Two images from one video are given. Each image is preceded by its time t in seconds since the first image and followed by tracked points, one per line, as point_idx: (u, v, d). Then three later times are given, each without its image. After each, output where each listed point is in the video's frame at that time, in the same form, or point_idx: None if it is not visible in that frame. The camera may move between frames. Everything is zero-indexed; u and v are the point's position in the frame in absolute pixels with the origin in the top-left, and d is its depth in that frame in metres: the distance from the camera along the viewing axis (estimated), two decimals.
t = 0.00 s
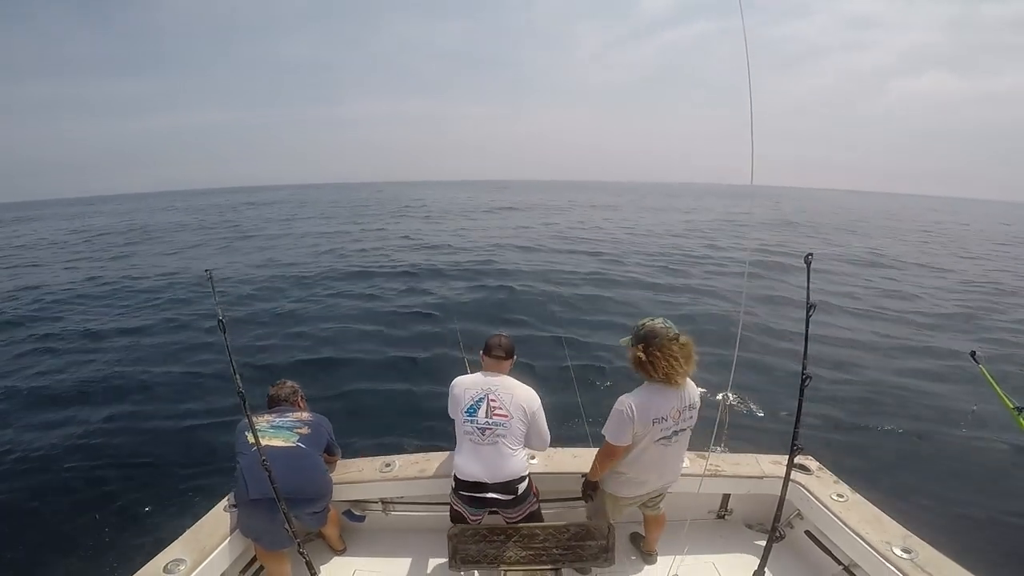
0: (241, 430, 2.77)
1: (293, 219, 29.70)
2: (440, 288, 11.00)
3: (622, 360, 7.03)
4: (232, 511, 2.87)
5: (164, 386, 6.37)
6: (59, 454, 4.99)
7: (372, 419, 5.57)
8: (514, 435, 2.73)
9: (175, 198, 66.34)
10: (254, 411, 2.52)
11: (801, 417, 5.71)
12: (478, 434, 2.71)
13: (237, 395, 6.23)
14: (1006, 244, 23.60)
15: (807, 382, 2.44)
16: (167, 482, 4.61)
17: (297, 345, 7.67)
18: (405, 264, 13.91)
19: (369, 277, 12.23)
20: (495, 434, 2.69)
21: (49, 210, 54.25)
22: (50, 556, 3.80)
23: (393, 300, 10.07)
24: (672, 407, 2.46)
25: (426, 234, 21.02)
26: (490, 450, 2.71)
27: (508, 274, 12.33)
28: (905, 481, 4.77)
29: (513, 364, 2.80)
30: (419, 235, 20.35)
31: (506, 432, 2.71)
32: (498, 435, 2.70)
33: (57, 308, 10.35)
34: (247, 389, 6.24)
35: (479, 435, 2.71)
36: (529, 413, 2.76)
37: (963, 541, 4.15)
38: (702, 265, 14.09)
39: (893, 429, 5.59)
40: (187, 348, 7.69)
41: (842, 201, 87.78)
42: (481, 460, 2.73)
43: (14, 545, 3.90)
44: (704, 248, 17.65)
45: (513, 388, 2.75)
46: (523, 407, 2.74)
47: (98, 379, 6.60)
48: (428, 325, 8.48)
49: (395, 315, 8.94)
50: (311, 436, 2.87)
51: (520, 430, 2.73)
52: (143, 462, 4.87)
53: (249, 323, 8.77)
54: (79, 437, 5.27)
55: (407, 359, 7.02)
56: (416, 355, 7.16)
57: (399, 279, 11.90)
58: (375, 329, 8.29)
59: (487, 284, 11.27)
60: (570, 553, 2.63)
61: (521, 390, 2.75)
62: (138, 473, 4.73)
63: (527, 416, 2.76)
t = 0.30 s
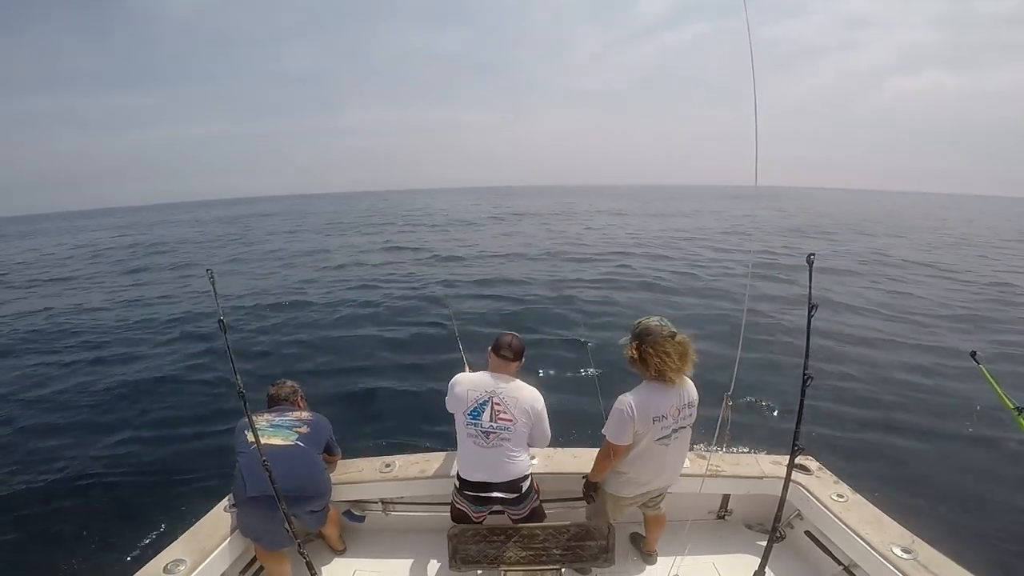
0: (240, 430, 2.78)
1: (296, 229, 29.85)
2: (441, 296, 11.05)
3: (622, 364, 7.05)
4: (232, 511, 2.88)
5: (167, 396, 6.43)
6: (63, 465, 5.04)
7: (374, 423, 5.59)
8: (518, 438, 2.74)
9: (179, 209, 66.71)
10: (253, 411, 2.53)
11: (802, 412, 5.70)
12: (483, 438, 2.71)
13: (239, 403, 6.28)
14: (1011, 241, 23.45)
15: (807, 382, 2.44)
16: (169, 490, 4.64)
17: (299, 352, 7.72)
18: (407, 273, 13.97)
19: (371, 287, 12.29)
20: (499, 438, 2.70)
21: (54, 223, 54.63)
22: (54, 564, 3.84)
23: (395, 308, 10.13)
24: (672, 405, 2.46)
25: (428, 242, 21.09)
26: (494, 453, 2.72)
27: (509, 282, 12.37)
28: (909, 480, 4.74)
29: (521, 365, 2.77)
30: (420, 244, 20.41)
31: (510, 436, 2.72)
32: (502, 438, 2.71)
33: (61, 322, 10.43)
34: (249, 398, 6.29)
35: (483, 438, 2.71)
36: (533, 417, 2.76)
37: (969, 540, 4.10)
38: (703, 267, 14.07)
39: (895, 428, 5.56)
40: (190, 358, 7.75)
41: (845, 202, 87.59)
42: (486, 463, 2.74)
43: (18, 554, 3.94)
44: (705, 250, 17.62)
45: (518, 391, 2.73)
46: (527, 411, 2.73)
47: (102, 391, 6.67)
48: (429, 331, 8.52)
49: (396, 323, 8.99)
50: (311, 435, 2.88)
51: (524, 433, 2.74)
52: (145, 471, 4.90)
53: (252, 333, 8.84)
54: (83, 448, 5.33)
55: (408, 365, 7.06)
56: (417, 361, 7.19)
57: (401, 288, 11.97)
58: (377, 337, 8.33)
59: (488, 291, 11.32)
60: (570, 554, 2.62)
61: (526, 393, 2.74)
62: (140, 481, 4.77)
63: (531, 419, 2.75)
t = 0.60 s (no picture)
0: (240, 432, 2.79)
1: (299, 238, 30.03)
2: (443, 303, 11.07)
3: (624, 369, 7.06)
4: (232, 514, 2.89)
5: (170, 405, 6.48)
6: (68, 476, 5.10)
7: (375, 429, 5.60)
8: (520, 446, 2.74)
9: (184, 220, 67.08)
10: (253, 413, 2.54)
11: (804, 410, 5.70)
12: (486, 446, 2.71)
13: (241, 411, 6.32)
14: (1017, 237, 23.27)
15: (808, 385, 2.44)
16: (172, 498, 4.67)
17: (301, 360, 7.78)
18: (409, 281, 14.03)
19: (374, 296, 12.33)
20: (502, 446, 2.70)
21: (61, 235, 55.04)
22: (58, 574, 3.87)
23: (397, 316, 10.20)
24: (671, 407, 2.46)
25: (430, 249, 21.14)
26: (497, 461, 2.73)
27: (511, 288, 12.38)
28: (916, 479, 4.68)
29: (529, 372, 2.70)
30: (423, 252, 20.46)
31: (513, 444, 2.71)
32: (505, 447, 2.71)
33: (66, 334, 10.50)
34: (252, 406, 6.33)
35: (485, 446, 2.72)
36: (536, 425, 2.74)
37: (981, 539, 4.02)
38: (706, 269, 14.02)
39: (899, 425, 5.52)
40: (193, 367, 7.82)
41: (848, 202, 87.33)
42: (488, 470, 2.74)
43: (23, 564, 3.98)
44: (707, 253, 17.56)
45: (523, 401, 2.69)
46: (531, 420, 2.71)
47: (107, 402, 6.73)
48: (431, 338, 8.57)
49: (398, 331, 9.05)
50: (311, 437, 2.89)
51: (526, 442, 2.74)
52: (148, 480, 4.95)
53: (255, 343, 8.92)
54: (88, 458, 5.38)
55: (409, 372, 7.09)
56: (419, 368, 7.22)
57: (404, 297, 12.05)
58: (378, 344, 8.35)
59: (490, 298, 11.37)
60: (571, 556, 2.61)
61: (530, 401, 2.71)
62: (143, 490, 4.81)
63: (534, 427, 2.74)
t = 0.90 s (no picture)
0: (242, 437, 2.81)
1: (302, 245, 30.16)
2: (445, 309, 11.10)
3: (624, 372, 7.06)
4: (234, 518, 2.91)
5: (173, 413, 6.52)
6: (71, 482, 5.13)
7: (377, 435, 5.60)
8: (520, 456, 2.75)
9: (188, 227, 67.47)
10: (254, 419, 2.55)
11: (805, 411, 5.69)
12: (487, 457, 2.73)
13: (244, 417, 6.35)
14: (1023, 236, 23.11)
15: (809, 390, 2.43)
16: (174, 504, 4.69)
17: (304, 367, 7.82)
18: (411, 287, 14.08)
19: (376, 302, 12.36)
20: (503, 456, 2.71)
21: (67, 244, 55.48)
22: None
23: (399, 323, 10.23)
24: (672, 413, 2.46)
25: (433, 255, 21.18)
26: (498, 472, 2.74)
27: (513, 293, 12.37)
28: (923, 479, 4.62)
29: (530, 380, 2.71)
30: (425, 257, 20.51)
31: (513, 454, 2.73)
32: (506, 458, 2.72)
33: (70, 343, 10.56)
34: (254, 412, 6.35)
35: (486, 457, 2.73)
36: (537, 435, 2.75)
37: (992, 539, 3.95)
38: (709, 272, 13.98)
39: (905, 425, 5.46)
40: (197, 375, 7.87)
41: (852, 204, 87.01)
42: (489, 481, 2.75)
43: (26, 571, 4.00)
44: (711, 255, 17.51)
45: (524, 412, 2.69)
46: (532, 431, 2.72)
47: (110, 410, 6.77)
48: (433, 344, 8.59)
49: (400, 338, 9.09)
50: (312, 442, 2.91)
51: (526, 454, 2.76)
52: (151, 486, 4.97)
53: (258, 350, 8.97)
54: (91, 464, 5.42)
55: (411, 378, 7.11)
56: (421, 374, 7.24)
57: (406, 303, 12.09)
58: (381, 351, 8.37)
59: (492, 303, 11.38)
60: (572, 561, 2.62)
61: (531, 413, 2.71)
62: (145, 496, 4.83)
63: (535, 437, 2.75)
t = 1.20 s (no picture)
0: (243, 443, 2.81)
1: (302, 247, 30.16)
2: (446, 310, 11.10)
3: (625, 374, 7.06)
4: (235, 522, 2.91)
5: (174, 416, 6.53)
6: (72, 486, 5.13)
7: (379, 438, 5.61)
8: (518, 456, 2.74)
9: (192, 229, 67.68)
10: (254, 424, 2.56)
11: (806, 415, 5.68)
12: (484, 458, 2.72)
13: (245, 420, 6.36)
14: None
15: (811, 396, 2.43)
16: (175, 508, 4.70)
17: (304, 370, 7.83)
18: (411, 289, 14.08)
19: (379, 303, 12.39)
20: (500, 457, 2.71)
21: (67, 246, 55.49)
22: None
23: (399, 324, 10.24)
24: (671, 420, 2.46)
25: (436, 256, 21.22)
26: (495, 472, 2.73)
27: (516, 294, 12.38)
28: (926, 484, 4.61)
29: (522, 378, 2.76)
30: (426, 259, 20.52)
31: (511, 454, 2.72)
32: (503, 458, 2.72)
33: (71, 347, 10.57)
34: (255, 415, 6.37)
35: (483, 458, 2.73)
36: (534, 434, 2.75)
37: (994, 543, 3.94)
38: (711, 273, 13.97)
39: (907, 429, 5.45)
40: (197, 379, 7.87)
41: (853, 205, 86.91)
42: (487, 481, 2.75)
43: None
44: (713, 256, 17.51)
45: (520, 410, 2.70)
46: (529, 431, 2.72)
47: (111, 413, 6.78)
48: (433, 346, 8.59)
49: (400, 339, 9.08)
50: (313, 447, 2.91)
51: (524, 452, 2.74)
52: (151, 490, 4.98)
53: (258, 353, 8.97)
54: (92, 468, 5.43)
55: (411, 380, 7.11)
56: (421, 376, 7.25)
57: (406, 305, 12.08)
58: (383, 353, 8.38)
59: (492, 304, 11.38)
60: (573, 566, 2.61)
61: (527, 411, 2.72)
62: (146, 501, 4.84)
63: (532, 437, 2.75)
